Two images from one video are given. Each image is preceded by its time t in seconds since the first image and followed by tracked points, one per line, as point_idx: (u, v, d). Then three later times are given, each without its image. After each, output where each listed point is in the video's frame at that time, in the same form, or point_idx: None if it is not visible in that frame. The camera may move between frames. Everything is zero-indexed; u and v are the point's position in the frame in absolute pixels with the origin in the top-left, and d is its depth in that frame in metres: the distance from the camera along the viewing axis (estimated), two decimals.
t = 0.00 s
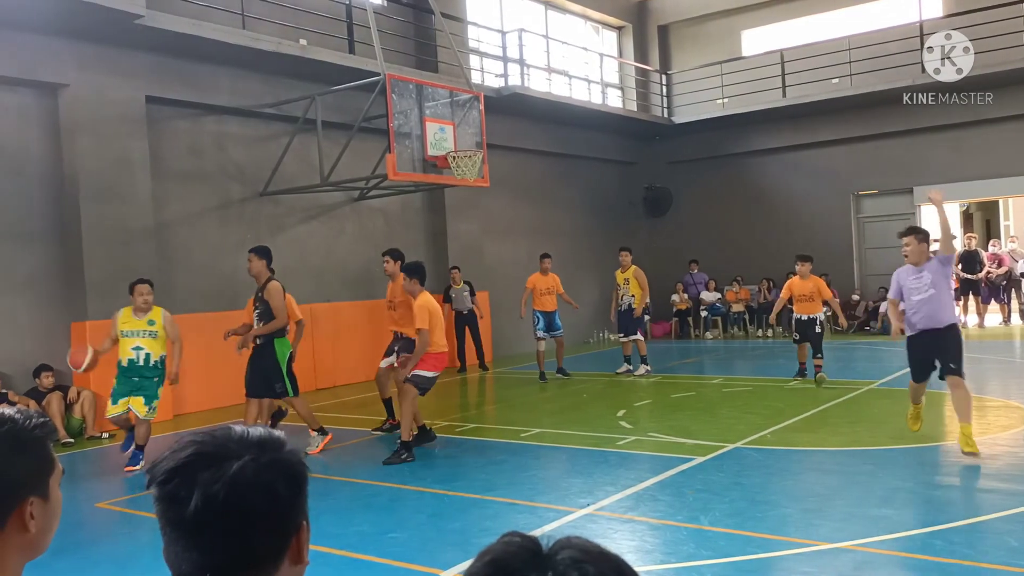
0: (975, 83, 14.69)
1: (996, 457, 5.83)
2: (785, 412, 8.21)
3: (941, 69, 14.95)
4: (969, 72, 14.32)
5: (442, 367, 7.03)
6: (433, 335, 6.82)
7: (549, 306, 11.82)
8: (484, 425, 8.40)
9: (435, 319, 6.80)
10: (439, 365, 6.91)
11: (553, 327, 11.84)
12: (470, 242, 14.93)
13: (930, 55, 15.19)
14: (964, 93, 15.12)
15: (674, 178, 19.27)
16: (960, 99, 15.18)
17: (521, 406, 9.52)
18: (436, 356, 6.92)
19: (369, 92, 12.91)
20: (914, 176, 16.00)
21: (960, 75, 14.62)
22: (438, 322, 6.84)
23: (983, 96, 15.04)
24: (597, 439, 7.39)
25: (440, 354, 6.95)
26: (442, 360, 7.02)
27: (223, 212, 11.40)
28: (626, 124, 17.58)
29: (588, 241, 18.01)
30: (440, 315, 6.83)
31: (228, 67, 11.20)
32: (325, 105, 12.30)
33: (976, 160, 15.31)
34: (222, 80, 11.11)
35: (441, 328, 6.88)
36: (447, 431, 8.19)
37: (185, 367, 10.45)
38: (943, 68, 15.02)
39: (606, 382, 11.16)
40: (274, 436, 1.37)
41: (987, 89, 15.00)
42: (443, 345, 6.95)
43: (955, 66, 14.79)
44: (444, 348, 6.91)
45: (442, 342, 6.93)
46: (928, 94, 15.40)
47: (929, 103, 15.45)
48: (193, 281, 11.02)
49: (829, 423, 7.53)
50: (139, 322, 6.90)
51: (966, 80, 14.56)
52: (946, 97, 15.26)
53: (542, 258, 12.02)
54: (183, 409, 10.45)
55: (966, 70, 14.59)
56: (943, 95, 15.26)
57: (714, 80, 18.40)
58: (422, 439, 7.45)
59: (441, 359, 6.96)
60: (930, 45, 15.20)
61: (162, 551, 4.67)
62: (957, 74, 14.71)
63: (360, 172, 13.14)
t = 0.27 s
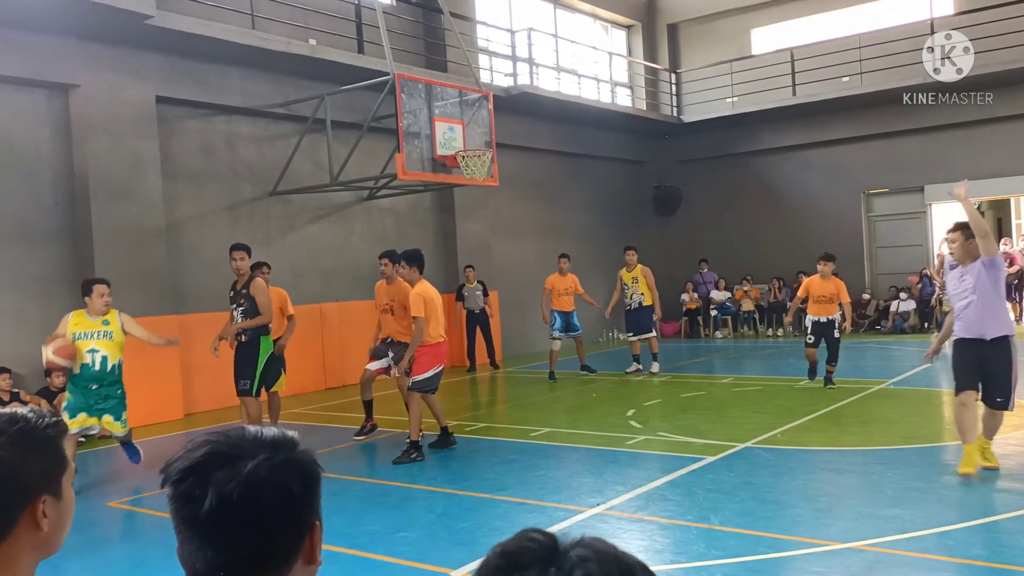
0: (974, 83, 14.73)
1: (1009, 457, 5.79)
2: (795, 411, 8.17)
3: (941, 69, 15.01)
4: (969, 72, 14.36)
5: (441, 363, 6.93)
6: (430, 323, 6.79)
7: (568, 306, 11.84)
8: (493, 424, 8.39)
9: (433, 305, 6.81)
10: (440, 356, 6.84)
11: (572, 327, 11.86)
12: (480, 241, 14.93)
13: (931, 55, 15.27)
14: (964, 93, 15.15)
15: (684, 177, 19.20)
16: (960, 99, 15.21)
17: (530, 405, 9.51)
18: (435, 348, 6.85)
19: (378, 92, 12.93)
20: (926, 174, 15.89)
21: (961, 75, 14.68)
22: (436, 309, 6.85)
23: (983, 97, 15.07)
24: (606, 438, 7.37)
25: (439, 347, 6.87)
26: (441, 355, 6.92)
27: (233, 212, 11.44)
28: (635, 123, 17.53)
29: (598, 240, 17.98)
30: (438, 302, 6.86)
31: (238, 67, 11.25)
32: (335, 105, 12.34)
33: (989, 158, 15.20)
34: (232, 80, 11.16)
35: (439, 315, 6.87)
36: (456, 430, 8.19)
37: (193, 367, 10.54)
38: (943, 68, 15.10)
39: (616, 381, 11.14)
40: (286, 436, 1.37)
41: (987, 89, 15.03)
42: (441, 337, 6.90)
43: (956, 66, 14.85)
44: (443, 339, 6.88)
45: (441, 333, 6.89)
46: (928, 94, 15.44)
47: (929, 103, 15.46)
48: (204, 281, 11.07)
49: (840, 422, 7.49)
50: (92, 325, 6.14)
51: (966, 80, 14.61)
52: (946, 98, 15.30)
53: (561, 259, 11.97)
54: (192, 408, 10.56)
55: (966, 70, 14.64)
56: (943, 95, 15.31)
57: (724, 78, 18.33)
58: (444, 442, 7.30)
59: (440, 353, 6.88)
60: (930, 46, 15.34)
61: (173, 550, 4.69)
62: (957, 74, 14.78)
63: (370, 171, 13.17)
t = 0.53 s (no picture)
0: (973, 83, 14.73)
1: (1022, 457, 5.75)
2: (807, 411, 8.14)
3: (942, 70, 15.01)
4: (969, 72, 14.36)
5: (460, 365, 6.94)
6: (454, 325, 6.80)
7: (594, 305, 11.81)
8: (503, 424, 8.39)
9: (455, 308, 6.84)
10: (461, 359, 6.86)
11: (595, 326, 11.92)
12: (489, 241, 14.93)
13: (931, 55, 15.37)
14: (964, 92, 15.15)
15: (694, 176, 19.13)
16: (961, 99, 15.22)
17: (540, 405, 9.51)
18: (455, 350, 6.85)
19: (388, 92, 12.96)
20: (938, 173, 15.79)
21: (960, 75, 14.69)
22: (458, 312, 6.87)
23: (983, 96, 15.07)
24: (616, 438, 7.36)
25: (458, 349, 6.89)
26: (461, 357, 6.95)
27: (244, 212, 11.49)
28: (645, 122, 17.48)
29: (607, 239, 17.96)
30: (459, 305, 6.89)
31: (249, 68, 11.29)
32: (345, 105, 12.37)
33: (1002, 157, 15.08)
34: (242, 81, 11.21)
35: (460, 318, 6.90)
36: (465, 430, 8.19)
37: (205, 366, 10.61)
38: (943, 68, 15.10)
39: (626, 381, 11.11)
40: (302, 437, 1.38)
41: (987, 89, 15.04)
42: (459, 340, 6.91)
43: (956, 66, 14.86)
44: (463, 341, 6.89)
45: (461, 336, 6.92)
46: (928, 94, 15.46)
47: (929, 103, 15.49)
48: (215, 281, 11.13)
49: (852, 422, 7.46)
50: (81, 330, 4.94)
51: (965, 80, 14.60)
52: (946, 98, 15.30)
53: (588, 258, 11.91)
54: (204, 408, 10.61)
55: (966, 70, 14.62)
56: (943, 95, 15.33)
57: (734, 77, 18.26)
58: (479, 442, 7.20)
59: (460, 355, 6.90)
60: (930, 46, 15.40)
61: (185, 549, 4.70)
62: (957, 74, 14.79)
63: (380, 171, 13.20)
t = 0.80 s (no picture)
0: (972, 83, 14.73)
1: None
2: (813, 410, 8.12)
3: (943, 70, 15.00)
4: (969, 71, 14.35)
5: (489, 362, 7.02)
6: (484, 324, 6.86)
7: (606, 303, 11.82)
8: (509, 424, 8.38)
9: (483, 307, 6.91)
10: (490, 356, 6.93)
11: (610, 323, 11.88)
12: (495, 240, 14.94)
13: (931, 55, 15.43)
14: (964, 93, 15.16)
15: (699, 175, 19.10)
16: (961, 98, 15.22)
17: (545, 405, 9.50)
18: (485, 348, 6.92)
19: (393, 92, 12.97)
20: (945, 171, 15.73)
21: (960, 75, 14.68)
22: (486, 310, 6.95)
23: (983, 96, 15.06)
24: (622, 438, 7.35)
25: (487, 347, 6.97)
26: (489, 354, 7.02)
27: (249, 213, 11.52)
28: (650, 121, 17.46)
29: (612, 239, 17.94)
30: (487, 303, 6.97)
31: (253, 69, 11.31)
32: (350, 105, 12.39)
33: (1009, 155, 15.02)
34: (247, 82, 11.23)
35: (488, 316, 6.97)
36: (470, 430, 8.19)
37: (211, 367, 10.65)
38: (943, 68, 15.11)
39: (632, 380, 11.11)
40: (307, 438, 1.38)
41: (987, 89, 15.03)
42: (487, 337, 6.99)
43: (955, 65, 14.85)
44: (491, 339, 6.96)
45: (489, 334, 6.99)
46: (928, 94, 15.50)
47: (930, 103, 15.50)
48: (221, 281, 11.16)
49: (857, 421, 7.44)
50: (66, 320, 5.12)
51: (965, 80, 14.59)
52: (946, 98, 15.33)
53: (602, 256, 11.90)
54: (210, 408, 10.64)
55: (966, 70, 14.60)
56: (943, 95, 15.37)
57: (739, 76, 18.23)
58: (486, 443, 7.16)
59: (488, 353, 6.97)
60: (930, 46, 15.48)
61: (190, 549, 4.71)
62: (957, 74, 14.80)
63: (384, 171, 13.21)
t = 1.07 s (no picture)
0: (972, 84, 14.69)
1: None
2: (811, 409, 8.12)
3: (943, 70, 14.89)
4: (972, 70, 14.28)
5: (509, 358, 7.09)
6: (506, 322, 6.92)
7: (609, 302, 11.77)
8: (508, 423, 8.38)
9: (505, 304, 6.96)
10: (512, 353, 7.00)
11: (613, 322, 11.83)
12: (493, 240, 14.93)
13: (931, 55, 15.34)
14: (963, 92, 15.13)
15: (697, 174, 19.12)
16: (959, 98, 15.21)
17: (544, 404, 9.50)
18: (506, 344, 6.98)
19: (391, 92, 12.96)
20: (942, 170, 15.74)
21: (961, 75, 14.63)
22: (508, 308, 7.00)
23: (982, 96, 15.02)
24: (620, 437, 7.34)
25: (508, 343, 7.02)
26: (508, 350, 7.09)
27: (247, 213, 11.51)
28: (648, 121, 17.47)
29: (610, 238, 17.95)
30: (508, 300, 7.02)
31: (251, 69, 11.30)
32: (348, 106, 12.38)
33: (1006, 154, 15.03)
34: (245, 82, 11.22)
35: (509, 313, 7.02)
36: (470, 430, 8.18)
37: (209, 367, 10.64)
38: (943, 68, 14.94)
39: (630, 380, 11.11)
40: (302, 439, 1.38)
41: (987, 89, 14.98)
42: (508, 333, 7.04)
43: (955, 65, 14.77)
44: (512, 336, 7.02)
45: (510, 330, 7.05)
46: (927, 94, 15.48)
47: (929, 103, 15.51)
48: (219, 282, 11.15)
49: (856, 420, 7.44)
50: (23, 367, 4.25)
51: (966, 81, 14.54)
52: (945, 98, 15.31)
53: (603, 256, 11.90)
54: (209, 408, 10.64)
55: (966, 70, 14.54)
56: (943, 95, 15.34)
57: (737, 75, 18.24)
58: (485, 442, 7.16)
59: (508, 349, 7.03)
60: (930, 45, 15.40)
61: (188, 550, 4.71)
62: (957, 73, 14.72)
63: (383, 172, 13.21)
